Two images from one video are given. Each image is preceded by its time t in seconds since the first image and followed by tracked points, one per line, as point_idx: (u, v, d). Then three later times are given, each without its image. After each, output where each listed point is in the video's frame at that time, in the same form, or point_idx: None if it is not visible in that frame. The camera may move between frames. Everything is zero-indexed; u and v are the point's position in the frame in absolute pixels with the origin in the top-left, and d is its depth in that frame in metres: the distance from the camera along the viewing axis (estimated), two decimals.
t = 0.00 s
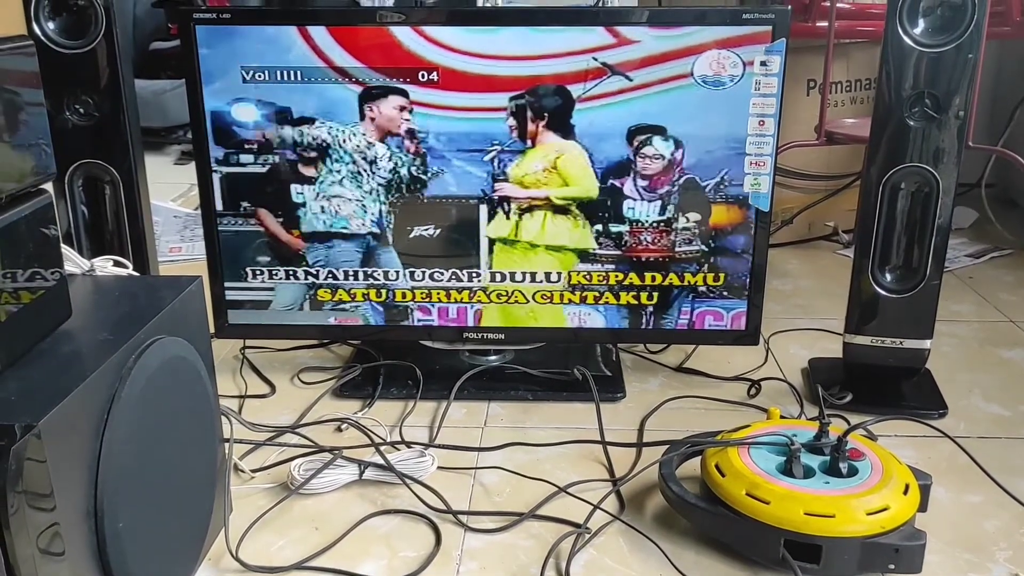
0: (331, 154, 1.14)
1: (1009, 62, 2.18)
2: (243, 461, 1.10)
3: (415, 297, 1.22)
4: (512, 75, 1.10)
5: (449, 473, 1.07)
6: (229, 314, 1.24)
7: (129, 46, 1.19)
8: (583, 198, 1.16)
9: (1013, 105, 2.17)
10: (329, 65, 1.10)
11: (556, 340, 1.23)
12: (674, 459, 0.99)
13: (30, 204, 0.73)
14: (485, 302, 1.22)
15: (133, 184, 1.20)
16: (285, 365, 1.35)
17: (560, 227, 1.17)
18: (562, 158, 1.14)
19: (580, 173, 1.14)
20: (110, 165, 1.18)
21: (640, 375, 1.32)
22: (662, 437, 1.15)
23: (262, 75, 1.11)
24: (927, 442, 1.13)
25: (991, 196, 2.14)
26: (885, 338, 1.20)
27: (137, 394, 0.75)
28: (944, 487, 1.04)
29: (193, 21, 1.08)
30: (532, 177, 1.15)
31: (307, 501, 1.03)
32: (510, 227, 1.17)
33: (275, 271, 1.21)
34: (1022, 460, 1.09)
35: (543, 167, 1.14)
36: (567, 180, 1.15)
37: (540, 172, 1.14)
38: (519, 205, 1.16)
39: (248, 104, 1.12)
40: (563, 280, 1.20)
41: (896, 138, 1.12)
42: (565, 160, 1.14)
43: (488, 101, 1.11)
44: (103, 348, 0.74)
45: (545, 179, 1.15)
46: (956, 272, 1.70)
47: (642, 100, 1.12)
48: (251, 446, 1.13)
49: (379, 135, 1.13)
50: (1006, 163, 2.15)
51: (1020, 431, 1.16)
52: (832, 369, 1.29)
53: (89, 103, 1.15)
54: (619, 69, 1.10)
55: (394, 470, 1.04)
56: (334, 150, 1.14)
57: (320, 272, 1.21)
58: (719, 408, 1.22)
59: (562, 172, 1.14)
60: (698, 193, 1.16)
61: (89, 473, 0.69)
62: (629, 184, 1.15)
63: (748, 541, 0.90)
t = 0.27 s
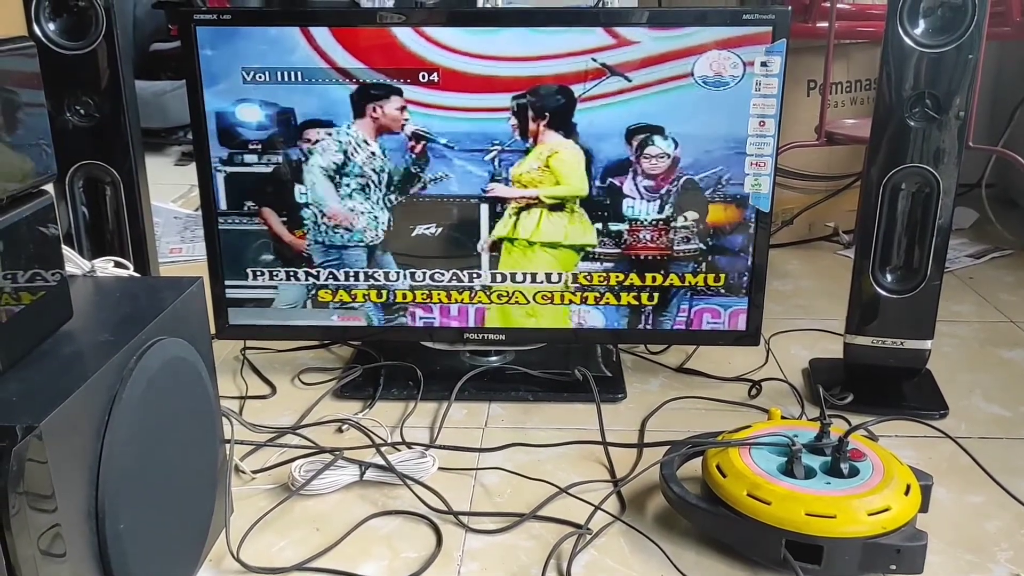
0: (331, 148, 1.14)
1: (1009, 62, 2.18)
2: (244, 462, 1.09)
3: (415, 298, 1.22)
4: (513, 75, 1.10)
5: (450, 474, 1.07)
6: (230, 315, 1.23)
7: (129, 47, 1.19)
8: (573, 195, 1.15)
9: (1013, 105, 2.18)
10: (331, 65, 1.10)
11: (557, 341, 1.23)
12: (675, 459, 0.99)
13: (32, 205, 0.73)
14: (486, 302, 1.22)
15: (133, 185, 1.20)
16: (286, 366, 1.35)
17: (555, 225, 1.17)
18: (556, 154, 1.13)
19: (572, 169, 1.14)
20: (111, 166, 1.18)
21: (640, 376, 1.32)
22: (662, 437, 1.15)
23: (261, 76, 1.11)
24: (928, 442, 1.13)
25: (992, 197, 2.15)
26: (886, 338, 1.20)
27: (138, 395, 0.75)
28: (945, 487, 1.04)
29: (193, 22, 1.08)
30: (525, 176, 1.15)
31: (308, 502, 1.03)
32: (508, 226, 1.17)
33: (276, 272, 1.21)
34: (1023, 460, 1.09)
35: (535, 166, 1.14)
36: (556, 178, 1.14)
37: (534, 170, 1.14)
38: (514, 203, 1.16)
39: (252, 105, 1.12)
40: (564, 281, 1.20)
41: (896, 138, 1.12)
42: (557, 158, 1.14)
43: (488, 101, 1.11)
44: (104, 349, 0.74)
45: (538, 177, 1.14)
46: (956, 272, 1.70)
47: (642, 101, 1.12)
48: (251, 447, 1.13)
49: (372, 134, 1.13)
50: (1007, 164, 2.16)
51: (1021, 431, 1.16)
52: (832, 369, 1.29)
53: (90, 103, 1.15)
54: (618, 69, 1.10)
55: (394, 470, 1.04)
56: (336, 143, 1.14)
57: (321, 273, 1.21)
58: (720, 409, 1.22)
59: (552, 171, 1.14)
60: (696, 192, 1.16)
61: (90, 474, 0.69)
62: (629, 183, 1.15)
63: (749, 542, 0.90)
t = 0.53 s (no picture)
0: (326, 151, 1.14)
1: (1009, 62, 2.18)
2: (245, 463, 1.09)
3: (415, 298, 1.22)
4: (514, 76, 1.10)
5: (451, 475, 1.07)
6: (230, 315, 1.23)
7: (130, 48, 1.19)
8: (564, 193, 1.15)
9: (1013, 105, 2.18)
10: (333, 66, 1.10)
11: (559, 341, 1.23)
12: (677, 460, 0.99)
13: (34, 206, 0.73)
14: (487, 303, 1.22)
15: (134, 186, 1.20)
16: (287, 366, 1.35)
17: (549, 220, 1.17)
18: (546, 154, 1.13)
19: (562, 166, 1.14)
20: (112, 167, 1.18)
21: (641, 376, 1.32)
22: (664, 438, 1.15)
23: (262, 77, 1.11)
24: (929, 443, 1.13)
25: (992, 197, 2.15)
26: (887, 338, 1.20)
27: (140, 396, 0.75)
28: (946, 488, 1.04)
29: (194, 23, 1.08)
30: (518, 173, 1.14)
31: (309, 503, 1.03)
32: (506, 224, 1.17)
33: (277, 273, 1.21)
34: None
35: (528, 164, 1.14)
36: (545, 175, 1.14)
37: (527, 168, 1.14)
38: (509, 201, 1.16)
39: (257, 106, 1.12)
40: (564, 281, 1.20)
41: (897, 139, 1.12)
42: (550, 156, 1.13)
43: (489, 101, 1.11)
44: (106, 350, 0.74)
45: (534, 174, 1.14)
46: (957, 272, 1.70)
47: (642, 102, 1.12)
48: (252, 448, 1.12)
49: (367, 132, 1.13)
50: (1007, 164, 2.16)
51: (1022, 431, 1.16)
52: (833, 370, 1.29)
53: (90, 104, 1.15)
54: (616, 70, 1.10)
55: (395, 471, 1.04)
56: (330, 147, 1.14)
57: (321, 273, 1.21)
58: (721, 409, 1.22)
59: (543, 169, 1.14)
60: (695, 190, 1.16)
61: (91, 475, 0.69)
62: (629, 180, 1.15)
63: (751, 542, 0.90)
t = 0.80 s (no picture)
0: (325, 150, 1.14)
1: (1010, 62, 2.18)
2: (246, 465, 1.09)
3: (416, 300, 1.22)
4: (515, 77, 1.10)
5: (452, 476, 1.07)
6: (232, 316, 1.23)
7: (131, 49, 1.19)
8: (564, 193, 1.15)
9: (1014, 106, 2.18)
10: (336, 67, 1.10)
11: (560, 342, 1.23)
12: (679, 461, 0.99)
13: (35, 208, 0.73)
14: (488, 304, 1.22)
15: (134, 187, 1.20)
16: (288, 368, 1.35)
17: (547, 218, 1.16)
18: (545, 155, 1.13)
19: (560, 167, 1.14)
20: (112, 168, 1.18)
21: (642, 377, 1.32)
22: (665, 439, 1.15)
23: (263, 78, 1.11)
24: (930, 443, 1.13)
25: (993, 197, 2.15)
26: (888, 339, 1.20)
27: (141, 398, 0.75)
28: (948, 488, 1.04)
29: (194, 24, 1.08)
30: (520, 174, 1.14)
31: (311, 505, 1.02)
32: (507, 224, 1.17)
33: (278, 275, 1.21)
34: None
35: (527, 165, 1.14)
36: (543, 176, 1.14)
37: (527, 168, 1.14)
38: (507, 201, 1.16)
39: (261, 107, 1.12)
40: (566, 282, 1.20)
41: (898, 139, 1.12)
42: (549, 157, 1.13)
43: (490, 102, 1.11)
44: (107, 352, 0.74)
45: (534, 175, 1.14)
46: (957, 272, 1.70)
47: (643, 102, 1.12)
48: (254, 450, 1.12)
49: (367, 133, 1.13)
50: (1008, 164, 2.16)
51: None
52: (834, 371, 1.29)
53: (91, 106, 1.15)
54: (615, 71, 1.10)
55: (396, 472, 1.04)
56: (329, 146, 1.14)
57: (322, 275, 1.21)
58: (722, 410, 1.22)
59: (543, 171, 1.14)
60: (694, 189, 1.15)
61: (92, 477, 0.69)
62: (628, 178, 1.15)
63: (753, 544, 0.90)
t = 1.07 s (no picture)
0: (327, 150, 1.14)
1: (1010, 62, 2.18)
2: (247, 466, 1.09)
3: (416, 300, 1.22)
4: (516, 78, 1.10)
5: (454, 477, 1.07)
6: (233, 317, 1.23)
7: (131, 50, 1.18)
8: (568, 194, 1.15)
9: (1014, 106, 2.18)
10: (339, 68, 1.10)
11: (562, 343, 1.23)
12: (680, 462, 0.99)
13: (35, 209, 0.73)
14: (489, 305, 1.22)
15: (135, 188, 1.19)
16: (289, 369, 1.35)
17: (550, 217, 1.16)
18: (550, 156, 1.13)
19: (564, 168, 1.14)
20: (113, 169, 1.18)
21: (643, 378, 1.32)
22: (667, 439, 1.15)
23: (265, 79, 1.11)
24: (932, 444, 1.13)
25: (993, 197, 2.15)
26: (888, 340, 1.20)
27: (143, 399, 0.75)
28: (949, 489, 1.04)
29: (194, 25, 1.08)
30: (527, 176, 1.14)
31: (312, 506, 1.02)
32: (511, 225, 1.17)
33: (279, 275, 1.21)
34: None
35: (532, 167, 1.14)
36: (548, 178, 1.14)
37: (531, 169, 1.14)
38: (506, 200, 1.16)
39: (266, 107, 1.12)
40: (566, 283, 1.20)
41: (899, 140, 1.12)
42: (555, 159, 1.13)
43: (490, 103, 1.11)
44: (109, 353, 0.74)
45: (538, 177, 1.14)
46: (958, 272, 1.70)
47: (643, 103, 1.12)
48: (255, 451, 1.12)
49: (369, 135, 1.13)
50: (1008, 164, 2.16)
51: None
52: (835, 371, 1.29)
53: (92, 107, 1.14)
54: (614, 72, 1.10)
55: (398, 474, 1.03)
56: (331, 147, 1.14)
57: (323, 275, 1.21)
58: (724, 411, 1.22)
59: (548, 172, 1.14)
60: (690, 188, 1.15)
61: (94, 478, 0.69)
62: (625, 178, 1.15)
63: (756, 545, 0.90)
